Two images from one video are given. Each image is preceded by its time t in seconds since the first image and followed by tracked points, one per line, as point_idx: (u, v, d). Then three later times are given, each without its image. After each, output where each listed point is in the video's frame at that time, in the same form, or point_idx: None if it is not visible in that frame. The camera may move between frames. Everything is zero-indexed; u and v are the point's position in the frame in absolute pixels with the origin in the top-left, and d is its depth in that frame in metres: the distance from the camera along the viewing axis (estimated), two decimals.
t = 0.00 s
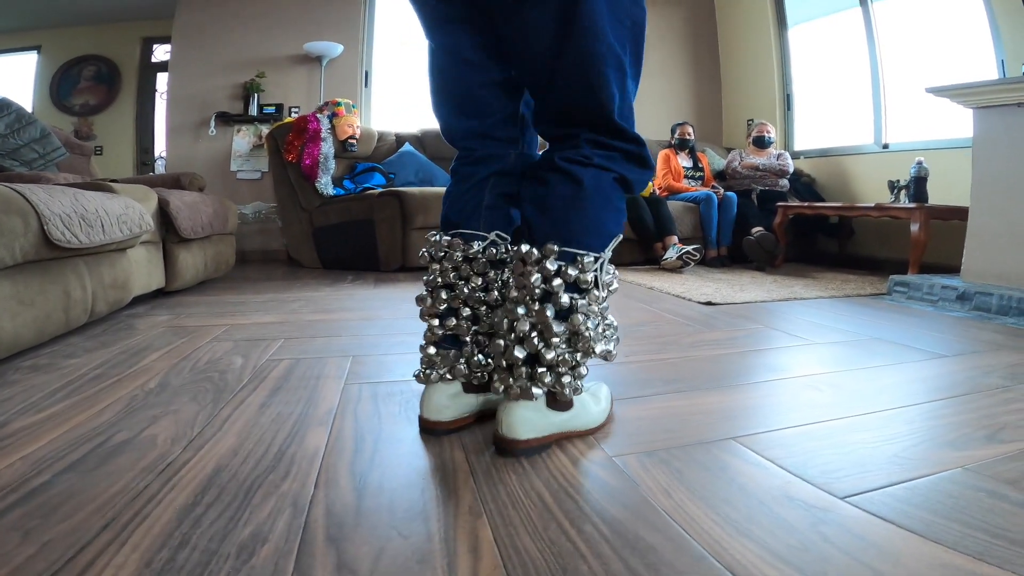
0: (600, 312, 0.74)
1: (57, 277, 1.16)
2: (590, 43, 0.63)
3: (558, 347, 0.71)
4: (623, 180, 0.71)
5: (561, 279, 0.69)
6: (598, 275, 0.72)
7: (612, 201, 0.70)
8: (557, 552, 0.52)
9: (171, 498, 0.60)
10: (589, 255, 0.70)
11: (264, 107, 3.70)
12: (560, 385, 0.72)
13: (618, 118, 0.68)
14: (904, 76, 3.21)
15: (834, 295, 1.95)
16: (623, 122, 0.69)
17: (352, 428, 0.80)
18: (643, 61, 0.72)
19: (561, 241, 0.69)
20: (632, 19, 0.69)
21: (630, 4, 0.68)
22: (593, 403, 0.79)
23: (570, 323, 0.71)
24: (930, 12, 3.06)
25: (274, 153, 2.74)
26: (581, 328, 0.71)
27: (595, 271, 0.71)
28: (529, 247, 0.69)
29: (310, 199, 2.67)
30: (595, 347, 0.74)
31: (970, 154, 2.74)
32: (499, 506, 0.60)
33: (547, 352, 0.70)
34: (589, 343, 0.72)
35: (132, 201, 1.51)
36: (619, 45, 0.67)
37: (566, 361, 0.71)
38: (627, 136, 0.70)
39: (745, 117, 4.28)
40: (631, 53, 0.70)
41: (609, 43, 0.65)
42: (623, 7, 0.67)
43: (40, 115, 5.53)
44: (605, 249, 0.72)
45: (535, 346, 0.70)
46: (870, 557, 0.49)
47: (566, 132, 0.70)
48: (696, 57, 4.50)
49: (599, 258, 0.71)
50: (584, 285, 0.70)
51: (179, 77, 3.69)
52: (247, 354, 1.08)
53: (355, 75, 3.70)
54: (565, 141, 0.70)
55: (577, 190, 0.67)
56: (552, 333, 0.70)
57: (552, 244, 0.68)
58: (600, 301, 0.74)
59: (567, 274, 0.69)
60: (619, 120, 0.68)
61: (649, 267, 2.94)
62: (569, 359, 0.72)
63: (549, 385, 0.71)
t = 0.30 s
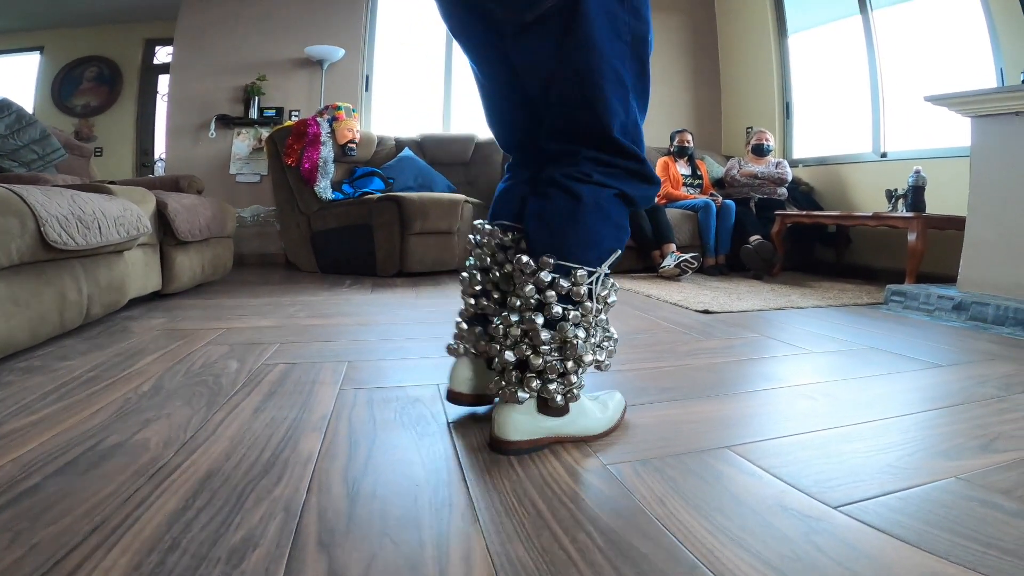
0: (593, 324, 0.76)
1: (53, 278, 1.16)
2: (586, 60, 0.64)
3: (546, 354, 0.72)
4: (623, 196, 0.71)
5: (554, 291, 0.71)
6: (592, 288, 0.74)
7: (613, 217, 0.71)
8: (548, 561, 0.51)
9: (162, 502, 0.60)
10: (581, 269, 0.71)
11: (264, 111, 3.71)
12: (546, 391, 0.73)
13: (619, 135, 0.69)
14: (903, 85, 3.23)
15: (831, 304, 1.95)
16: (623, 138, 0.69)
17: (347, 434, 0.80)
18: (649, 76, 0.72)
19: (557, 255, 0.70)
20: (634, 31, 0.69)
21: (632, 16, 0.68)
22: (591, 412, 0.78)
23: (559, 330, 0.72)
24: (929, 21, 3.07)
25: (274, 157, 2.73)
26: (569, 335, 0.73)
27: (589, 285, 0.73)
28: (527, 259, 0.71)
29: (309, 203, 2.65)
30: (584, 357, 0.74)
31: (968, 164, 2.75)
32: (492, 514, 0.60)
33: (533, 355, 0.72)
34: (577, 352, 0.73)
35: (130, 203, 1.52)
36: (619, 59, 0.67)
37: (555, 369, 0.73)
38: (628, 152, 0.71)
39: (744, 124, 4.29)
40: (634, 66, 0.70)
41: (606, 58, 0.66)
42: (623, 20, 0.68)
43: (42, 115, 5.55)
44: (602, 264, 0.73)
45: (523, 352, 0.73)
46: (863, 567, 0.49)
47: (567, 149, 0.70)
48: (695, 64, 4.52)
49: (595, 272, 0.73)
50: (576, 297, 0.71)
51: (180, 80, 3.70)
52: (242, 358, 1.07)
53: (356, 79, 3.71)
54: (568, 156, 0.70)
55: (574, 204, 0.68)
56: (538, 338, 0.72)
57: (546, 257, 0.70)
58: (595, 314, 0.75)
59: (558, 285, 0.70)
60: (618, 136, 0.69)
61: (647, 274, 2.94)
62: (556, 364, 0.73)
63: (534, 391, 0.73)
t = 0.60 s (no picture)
0: (597, 316, 0.78)
1: (53, 286, 1.16)
2: (577, 65, 0.67)
3: (549, 340, 0.76)
4: (634, 190, 0.72)
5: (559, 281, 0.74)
6: (596, 280, 0.76)
7: (621, 211, 0.72)
8: (544, 562, 0.52)
9: (163, 509, 0.60)
10: (584, 260, 0.73)
11: (264, 116, 3.72)
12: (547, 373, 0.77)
13: (627, 133, 0.70)
14: (901, 87, 3.23)
15: (831, 307, 1.96)
16: (631, 133, 0.70)
17: (347, 440, 0.80)
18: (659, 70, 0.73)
19: (562, 244, 0.74)
20: (632, 32, 0.70)
21: (628, 17, 0.69)
22: (602, 410, 0.80)
23: (564, 318, 0.75)
24: (927, 23, 3.08)
25: (273, 162, 2.72)
26: (574, 325, 0.75)
27: (592, 277, 0.75)
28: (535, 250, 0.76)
29: (309, 208, 2.65)
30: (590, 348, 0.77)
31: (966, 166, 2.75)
32: (493, 519, 0.60)
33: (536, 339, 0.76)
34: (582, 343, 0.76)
35: (130, 209, 1.51)
36: (615, 62, 0.69)
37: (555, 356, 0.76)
38: (638, 148, 0.72)
39: (743, 127, 4.30)
40: (637, 64, 0.71)
41: (600, 61, 0.67)
42: (618, 22, 0.69)
43: (42, 120, 5.55)
44: (607, 257, 0.75)
45: (527, 337, 0.76)
46: (865, 572, 0.49)
47: (579, 149, 0.73)
48: (694, 67, 4.53)
49: (600, 265, 0.75)
50: (579, 288, 0.74)
51: (180, 86, 3.71)
52: (243, 364, 1.07)
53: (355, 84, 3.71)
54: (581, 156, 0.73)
55: (583, 202, 0.71)
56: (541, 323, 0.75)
57: (551, 246, 0.74)
58: (600, 306, 0.78)
59: (561, 275, 0.73)
60: (623, 133, 0.70)
61: (647, 278, 2.94)
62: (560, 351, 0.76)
63: (536, 373, 0.77)
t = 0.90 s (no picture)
0: (581, 328, 0.78)
1: (45, 288, 1.15)
2: (546, 72, 0.68)
3: (531, 350, 0.78)
4: (609, 199, 0.72)
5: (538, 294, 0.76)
6: (577, 292, 0.76)
7: (597, 221, 0.72)
8: (538, 563, 0.52)
9: (156, 512, 0.59)
10: (562, 273, 0.75)
11: (258, 117, 3.71)
12: (529, 382, 0.78)
13: (598, 139, 0.69)
14: (893, 87, 3.25)
15: (824, 307, 1.97)
16: (606, 137, 0.69)
17: (341, 442, 0.79)
18: (638, 70, 0.70)
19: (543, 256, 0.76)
20: (607, 32, 0.69)
21: (602, 16, 0.69)
22: (596, 417, 0.80)
23: (542, 332, 0.76)
24: (919, 24, 3.10)
25: (267, 163, 2.70)
26: (552, 338, 0.76)
27: (573, 289, 0.76)
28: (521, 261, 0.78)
29: (303, 209, 2.64)
30: (571, 359, 0.77)
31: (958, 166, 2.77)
32: (486, 521, 0.60)
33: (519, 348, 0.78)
34: (561, 355, 0.76)
35: (122, 211, 1.50)
36: (589, 64, 0.69)
37: (537, 367, 0.77)
38: (611, 155, 0.70)
39: (737, 128, 4.31)
40: (614, 64, 0.70)
41: (570, 66, 0.68)
42: (592, 24, 0.69)
43: (33, 122, 5.51)
44: (587, 269, 0.75)
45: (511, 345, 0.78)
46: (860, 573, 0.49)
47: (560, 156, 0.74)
48: (688, 68, 4.54)
49: (581, 278, 0.75)
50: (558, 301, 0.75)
51: (173, 86, 3.69)
52: (237, 366, 1.06)
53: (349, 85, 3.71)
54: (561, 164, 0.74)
55: (557, 212, 0.72)
56: (521, 334, 0.78)
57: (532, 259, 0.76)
58: (583, 318, 0.78)
59: (539, 288, 0.75)
60: (597, 136, 0.69)
61: (643, 279, 2.95)
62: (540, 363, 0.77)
63: (521, 381, 0.79)
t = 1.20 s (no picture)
0: (569, 331, 0.80)
1: (24, 294, 1.14)
2: (529, 80, 0.68)
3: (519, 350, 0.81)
4: (596, 205, 0.72)
5: (527, 295, 0.79)
6: (564, 295, 0.78)
7: (584, 227, 0.73)
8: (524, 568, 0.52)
9: (137, 518, 0.59)
10: (548, 276, 0.77)
11: (244, 119, 3.68)
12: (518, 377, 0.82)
13: (582, 145, 0.69)
14: (876, 88, 3.28)
15: (809, 307, 1.98)
16: (590, 144, 0.69)
17: (326, 447, 0.79)
18: (622, 75, 0.69)
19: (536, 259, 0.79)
20: (589, 37, 0.68)
21: (584, 20, 0.68)
22: (589, 418, 0.81)
23: (527, 333, 0.80)
24: (901, 25, 3.13)
25: (252, 167, 2.68)
26: (537, 339, 0.79)
27: (559, 292, 0.78)
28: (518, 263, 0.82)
29: (289, 213, 2.61)
30: (557, 361, 0.79)
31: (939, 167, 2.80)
32: (472, 526, 0.60)
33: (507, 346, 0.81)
34: (545, 356, 0.79)
35: (104, 215, 1.49)
36: (572, 71, 0.68)
37: (526, 368, 0.81)
38: (595, 161, 0.69)
39: (724, 129, 4.34)
40: (598, 69, 0.69)
41: (552, 73, 0.68)
42: (575, 30, 0.68)
43: (14, 126, 5.39)
44: (574, 273, 0.77)
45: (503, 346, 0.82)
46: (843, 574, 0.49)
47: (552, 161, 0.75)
48: (674, 69, 4.57)
49: (567, 282, 0.77)
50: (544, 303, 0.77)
51: (157, 89, 3.65)
52: (221, 371, 1.05)
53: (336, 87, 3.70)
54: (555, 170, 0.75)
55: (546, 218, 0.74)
56: (511, 332, 0.82)
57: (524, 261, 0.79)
58: (571, 321, 0.80)
59: (527, 290, 0.78)
60: (580, 142, 0.68)
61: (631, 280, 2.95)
62: (525, 362, 0.80)
63: (513, 379, 0.83)
